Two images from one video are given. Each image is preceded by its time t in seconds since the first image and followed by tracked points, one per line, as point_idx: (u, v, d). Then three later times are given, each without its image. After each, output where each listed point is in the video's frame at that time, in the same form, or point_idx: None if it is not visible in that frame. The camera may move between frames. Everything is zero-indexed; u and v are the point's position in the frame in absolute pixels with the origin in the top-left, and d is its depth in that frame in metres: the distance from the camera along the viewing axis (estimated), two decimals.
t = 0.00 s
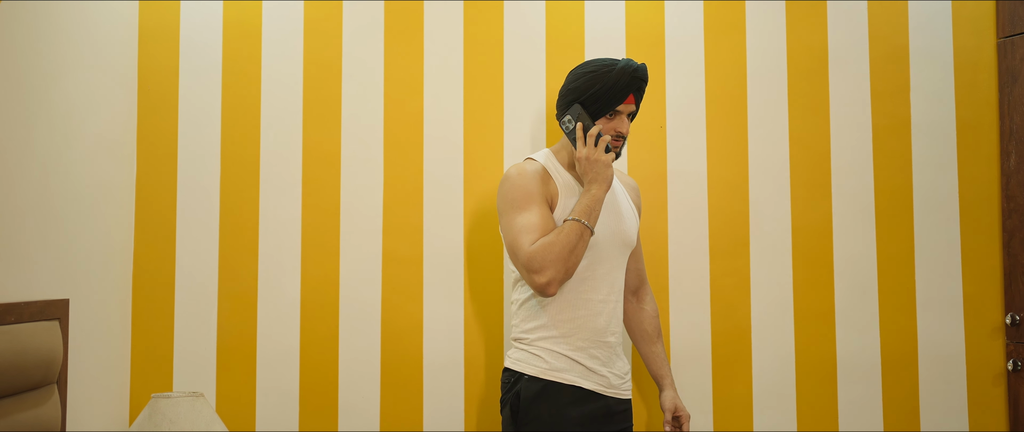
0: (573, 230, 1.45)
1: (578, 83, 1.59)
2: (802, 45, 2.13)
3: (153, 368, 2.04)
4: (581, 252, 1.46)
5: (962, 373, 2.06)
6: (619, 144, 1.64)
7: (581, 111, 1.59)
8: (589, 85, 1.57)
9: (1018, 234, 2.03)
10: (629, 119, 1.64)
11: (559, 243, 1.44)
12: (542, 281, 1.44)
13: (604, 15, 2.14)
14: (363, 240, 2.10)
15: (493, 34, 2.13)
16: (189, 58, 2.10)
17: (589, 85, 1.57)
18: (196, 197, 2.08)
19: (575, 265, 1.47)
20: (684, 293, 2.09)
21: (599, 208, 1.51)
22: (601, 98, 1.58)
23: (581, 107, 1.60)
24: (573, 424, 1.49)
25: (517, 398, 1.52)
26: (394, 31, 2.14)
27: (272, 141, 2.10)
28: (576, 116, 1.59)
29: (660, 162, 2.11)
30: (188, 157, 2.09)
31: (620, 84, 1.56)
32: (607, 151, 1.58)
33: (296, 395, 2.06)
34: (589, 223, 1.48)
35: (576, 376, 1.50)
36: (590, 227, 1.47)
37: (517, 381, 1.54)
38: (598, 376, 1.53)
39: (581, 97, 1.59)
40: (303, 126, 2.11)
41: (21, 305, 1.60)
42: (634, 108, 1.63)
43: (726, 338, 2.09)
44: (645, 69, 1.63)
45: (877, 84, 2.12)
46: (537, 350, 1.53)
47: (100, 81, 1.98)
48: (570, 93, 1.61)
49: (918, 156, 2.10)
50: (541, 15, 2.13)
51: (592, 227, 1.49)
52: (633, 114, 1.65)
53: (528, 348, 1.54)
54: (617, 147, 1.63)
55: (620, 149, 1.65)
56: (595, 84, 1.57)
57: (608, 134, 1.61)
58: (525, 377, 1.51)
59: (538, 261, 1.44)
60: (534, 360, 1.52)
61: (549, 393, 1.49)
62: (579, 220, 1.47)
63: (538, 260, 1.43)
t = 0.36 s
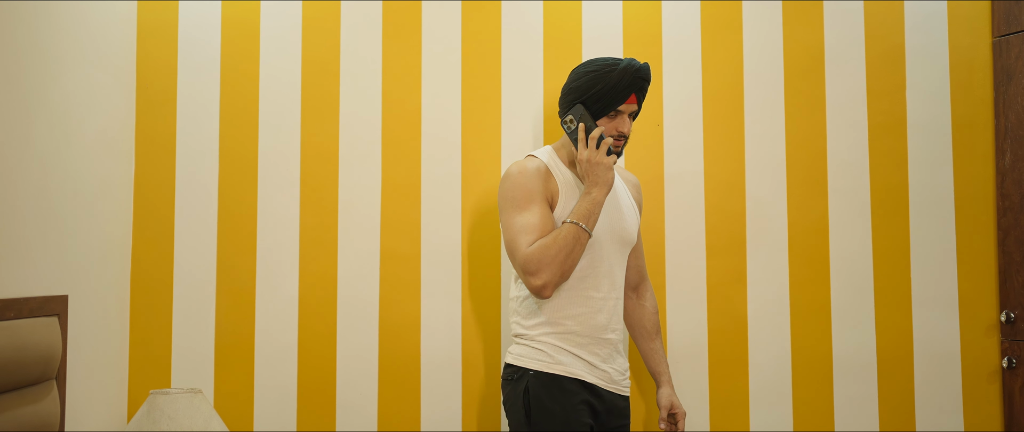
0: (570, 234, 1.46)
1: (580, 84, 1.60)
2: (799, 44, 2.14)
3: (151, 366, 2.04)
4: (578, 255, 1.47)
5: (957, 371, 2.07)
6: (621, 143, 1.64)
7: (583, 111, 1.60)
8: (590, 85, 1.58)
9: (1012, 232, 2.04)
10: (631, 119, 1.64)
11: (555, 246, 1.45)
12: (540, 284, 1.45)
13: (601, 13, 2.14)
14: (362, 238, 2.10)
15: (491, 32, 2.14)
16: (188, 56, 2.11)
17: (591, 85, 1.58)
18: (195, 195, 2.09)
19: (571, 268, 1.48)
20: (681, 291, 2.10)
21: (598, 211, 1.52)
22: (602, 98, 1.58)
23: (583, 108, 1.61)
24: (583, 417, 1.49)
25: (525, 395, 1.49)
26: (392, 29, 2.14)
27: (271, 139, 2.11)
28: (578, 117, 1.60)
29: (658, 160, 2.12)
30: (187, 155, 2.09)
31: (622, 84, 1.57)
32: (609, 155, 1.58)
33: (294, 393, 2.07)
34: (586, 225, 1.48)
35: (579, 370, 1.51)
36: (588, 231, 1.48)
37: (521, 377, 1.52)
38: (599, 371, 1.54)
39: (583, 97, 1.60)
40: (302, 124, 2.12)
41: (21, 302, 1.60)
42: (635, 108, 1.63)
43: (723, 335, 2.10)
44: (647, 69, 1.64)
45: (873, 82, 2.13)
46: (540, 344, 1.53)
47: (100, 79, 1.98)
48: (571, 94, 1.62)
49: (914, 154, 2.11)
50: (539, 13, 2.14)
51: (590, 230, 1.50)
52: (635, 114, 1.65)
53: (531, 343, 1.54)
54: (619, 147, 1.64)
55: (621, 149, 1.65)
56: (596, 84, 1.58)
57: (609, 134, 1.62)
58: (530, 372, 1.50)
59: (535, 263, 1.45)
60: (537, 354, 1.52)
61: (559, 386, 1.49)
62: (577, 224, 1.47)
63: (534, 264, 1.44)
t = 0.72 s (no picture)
0: (561, 288, 1.48)
1: (573, 81, 1.55)
2: (797, 44, 2.15)
3: (153, 364, 2.06)
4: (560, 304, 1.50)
5: (954, 368, 2.09)
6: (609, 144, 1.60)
7: (574, 110, 1.54)
8: (584, 84, 1.53)
9: (1009, 231, 2.06)
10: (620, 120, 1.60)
11: (542, 292, 1.46)
12: (516, 308, 1.47)
13: (601, 13, 2.16)
14: (362, 236, 2.11)
15: (491, 32, 2.15)
16: (190, 55, 2.12)
17: (585, 84, 1.53)
18: (196, 194, 2.10)
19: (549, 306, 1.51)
20: (680, 289, 2.12)
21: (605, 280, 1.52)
22: (595, 98, 1.53)
23: (574, 106, 1.54)
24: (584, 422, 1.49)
25: (528, 397, 1.49)
26: (393, 29, 2.16)
27: (272, 138, 2.12)
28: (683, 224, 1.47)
29: (657, 159, 2.13)
30: (189, 154, 2.10)
31: (616, 86, 1.53)
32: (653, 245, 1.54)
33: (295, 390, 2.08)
34: (584, 293, 1.50)
35: (581, 371, 1.52)
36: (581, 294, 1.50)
37: (523, 380, 1.51)
38: (601, 369, 1.55)
39: (575, 95, 1.54)
40: (303, 123, 2.13)
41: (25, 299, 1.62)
42: (626, 109, 1.59)
43: (721, 333, 2.11)
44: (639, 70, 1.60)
45: (870, 82, 2.14)
46: (541, 348, 1.53)
47: (103, 79, 2.00)
48: (562, 90, 1.56)
49: (911, 154, 2.13)
50: (538, 13, 2.15)
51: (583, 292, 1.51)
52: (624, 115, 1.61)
53: (532, 347, 1.53)
54: (606, 147, 1.60)
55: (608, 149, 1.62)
56: (588, 82, 1.53)
57: (598, 134, 1.57)
58: (531, 374, 1.50)
59: (517, 292, 1.46)
60: (540, 358, 1.52)
61: (561, 389, 1.49)
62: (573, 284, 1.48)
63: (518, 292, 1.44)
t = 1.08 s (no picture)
0: (573, 293, 1.48)
1: (582, 82, 1.56)
2: (795, 42, 2.17)
3: (157, 360, 2.07)
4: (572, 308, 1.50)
5: (951, 364, 2.11)
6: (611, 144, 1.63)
7: (582, 110, 1.56)
8: (594, 85, 1.54)
9: (1005, 228, 2.07)
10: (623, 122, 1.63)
11: (555, 296, 1.47)
12: (527, 312, 1.46)
13: (601, 12, 2.17)
14: (364, 233, 2.13)
15: (493, 31, 2.17)
16: (193, 54, 2.14)
17: (594, 85, 1.55)
18: (199, 191, 2.11)
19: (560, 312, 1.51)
20: (679, 285, 2.13)
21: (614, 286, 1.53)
22: (604, 100, 1.55)
23: (582, 107, 1.56)
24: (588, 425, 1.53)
25: (536, 396, 1.50)
26: (395, 28, 2.17)
27: (275, 136, 2.14)
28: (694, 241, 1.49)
29: (657, 156, 2.15)
30: (193, 152, 2.12)
31: (625, 89, 1.56)
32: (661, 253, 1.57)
33: (298, 386, 2.10)
34: (596, 298, 1.50)
35: (587, 368, 1.54)
36: (592, 298, 1.50)
37: (530, 377, 1.52)
38: (604, 366, 1.58)
39: (584, 96, 1.56)
40: (306, 121, 2.15)
41: (33, 293, 1.63)
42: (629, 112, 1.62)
43: (720, 329, 2.13)
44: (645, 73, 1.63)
45: (867, 81, 2.16)
46: (548, 346, 1.53)
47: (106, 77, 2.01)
48: (571, 90, 1.57)
49: (909, 151, 2.14)
50: (539, 12, 2.17)
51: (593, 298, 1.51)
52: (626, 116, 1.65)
53: (539, 345, 1.54)
54: (608, 147, 1.63)
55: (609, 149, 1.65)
56: (599, 84, 1.55)
57: (603, 134, 1.60)
58: (539, 373, 1.51)
59: (530, 297, 1.46)
60: (548, 356, 1.52)
61: (567, 388, 1.51)
62: (586, 289, 1.49)
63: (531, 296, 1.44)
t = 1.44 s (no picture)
0: (626, 298, 1.50)
1: (642, 84, 1.56)
2: (793, 40, 2.19)
3: (161, 355, 2.09)
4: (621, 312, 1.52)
5: (948, 358, 2.13)
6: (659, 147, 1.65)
7: (640, 113, 1.56)
8: (656, 88, 1.55)
9: (1001, 223, 2.09)
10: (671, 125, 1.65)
11: (608, 299, 1.48)
12: (580, 312, 1.47)
13: (601, 10, 2.19)
14: (366, 230, 2.15)
15: (493, 29, 2.19)
16: (197, 52, 2.16)
17: (655, 89, 1.55)
18: (203, 188, 2.13)
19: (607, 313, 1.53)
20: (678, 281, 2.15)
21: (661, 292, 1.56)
22: (663, 104, 1.57)
23: (641, 110, 1.56)
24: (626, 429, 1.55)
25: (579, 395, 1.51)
26: (396, 26, 2.19)
27: (278, 134, 2.16)
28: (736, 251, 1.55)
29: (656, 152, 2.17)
30: (197, 149, 2.14)
31: (683, 94, 1.58)
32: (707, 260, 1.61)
33: (301, 380, 2.12)
34: (645, 303, 1.53)
35: (631, 368, 1.56)
36: (642, 304, 1.53)
37: (574, 375, 1.53)
38: (643, 366, 1.60)
39: (644, 98, 1.56)
40: (308, 119, 2.17)
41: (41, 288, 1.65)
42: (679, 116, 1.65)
43: (719, 324, 2.15)
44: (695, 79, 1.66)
45: (865, 78, 2.18)
46: (596, 345, 1.54)
47: (109, 75, 2.03)
48: (629, 91, 1.56)
49: (906, 148, 2.16)
50: (540, 11, 2.19)
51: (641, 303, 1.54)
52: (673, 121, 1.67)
53: (586, 343, 1.54)
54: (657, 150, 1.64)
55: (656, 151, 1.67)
56: (659, 87, 1.56)
57: (657, 137, 1.61)
58: (585, 371, 1.52)
59: (585, 297, 1.46)
60: (595, 355, 1.53)
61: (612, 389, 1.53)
62: (638, 295, 1.51)
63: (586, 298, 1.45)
